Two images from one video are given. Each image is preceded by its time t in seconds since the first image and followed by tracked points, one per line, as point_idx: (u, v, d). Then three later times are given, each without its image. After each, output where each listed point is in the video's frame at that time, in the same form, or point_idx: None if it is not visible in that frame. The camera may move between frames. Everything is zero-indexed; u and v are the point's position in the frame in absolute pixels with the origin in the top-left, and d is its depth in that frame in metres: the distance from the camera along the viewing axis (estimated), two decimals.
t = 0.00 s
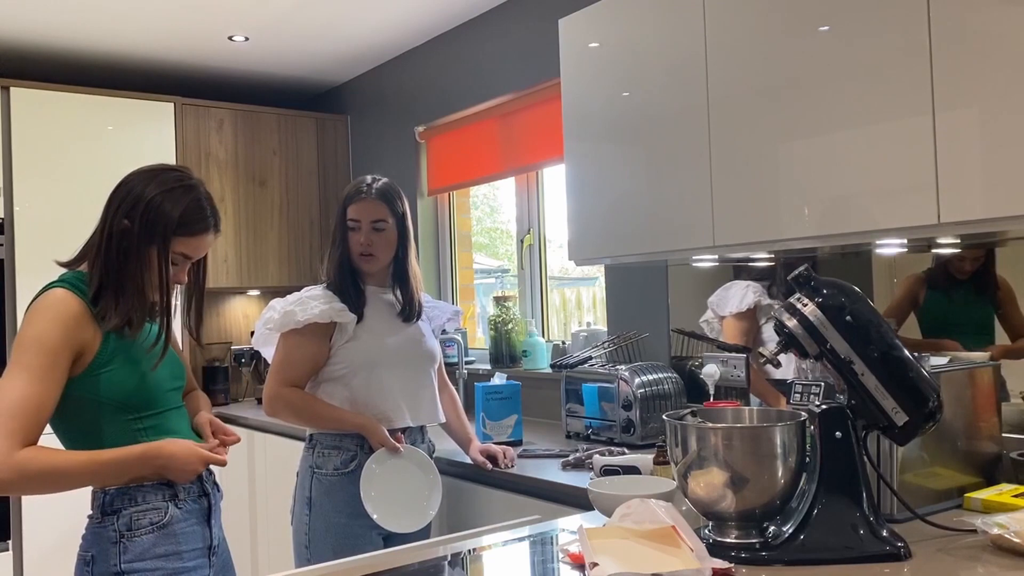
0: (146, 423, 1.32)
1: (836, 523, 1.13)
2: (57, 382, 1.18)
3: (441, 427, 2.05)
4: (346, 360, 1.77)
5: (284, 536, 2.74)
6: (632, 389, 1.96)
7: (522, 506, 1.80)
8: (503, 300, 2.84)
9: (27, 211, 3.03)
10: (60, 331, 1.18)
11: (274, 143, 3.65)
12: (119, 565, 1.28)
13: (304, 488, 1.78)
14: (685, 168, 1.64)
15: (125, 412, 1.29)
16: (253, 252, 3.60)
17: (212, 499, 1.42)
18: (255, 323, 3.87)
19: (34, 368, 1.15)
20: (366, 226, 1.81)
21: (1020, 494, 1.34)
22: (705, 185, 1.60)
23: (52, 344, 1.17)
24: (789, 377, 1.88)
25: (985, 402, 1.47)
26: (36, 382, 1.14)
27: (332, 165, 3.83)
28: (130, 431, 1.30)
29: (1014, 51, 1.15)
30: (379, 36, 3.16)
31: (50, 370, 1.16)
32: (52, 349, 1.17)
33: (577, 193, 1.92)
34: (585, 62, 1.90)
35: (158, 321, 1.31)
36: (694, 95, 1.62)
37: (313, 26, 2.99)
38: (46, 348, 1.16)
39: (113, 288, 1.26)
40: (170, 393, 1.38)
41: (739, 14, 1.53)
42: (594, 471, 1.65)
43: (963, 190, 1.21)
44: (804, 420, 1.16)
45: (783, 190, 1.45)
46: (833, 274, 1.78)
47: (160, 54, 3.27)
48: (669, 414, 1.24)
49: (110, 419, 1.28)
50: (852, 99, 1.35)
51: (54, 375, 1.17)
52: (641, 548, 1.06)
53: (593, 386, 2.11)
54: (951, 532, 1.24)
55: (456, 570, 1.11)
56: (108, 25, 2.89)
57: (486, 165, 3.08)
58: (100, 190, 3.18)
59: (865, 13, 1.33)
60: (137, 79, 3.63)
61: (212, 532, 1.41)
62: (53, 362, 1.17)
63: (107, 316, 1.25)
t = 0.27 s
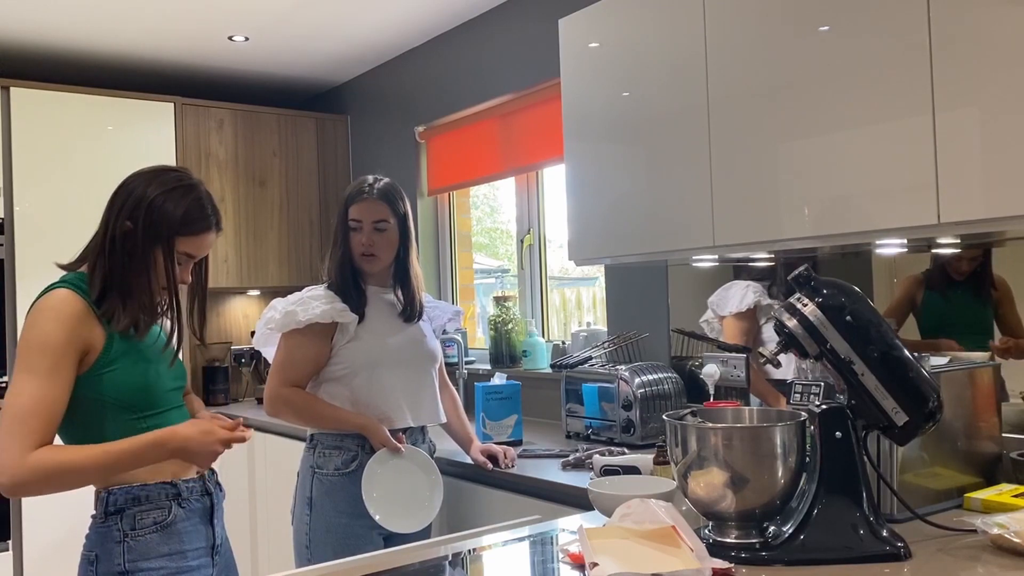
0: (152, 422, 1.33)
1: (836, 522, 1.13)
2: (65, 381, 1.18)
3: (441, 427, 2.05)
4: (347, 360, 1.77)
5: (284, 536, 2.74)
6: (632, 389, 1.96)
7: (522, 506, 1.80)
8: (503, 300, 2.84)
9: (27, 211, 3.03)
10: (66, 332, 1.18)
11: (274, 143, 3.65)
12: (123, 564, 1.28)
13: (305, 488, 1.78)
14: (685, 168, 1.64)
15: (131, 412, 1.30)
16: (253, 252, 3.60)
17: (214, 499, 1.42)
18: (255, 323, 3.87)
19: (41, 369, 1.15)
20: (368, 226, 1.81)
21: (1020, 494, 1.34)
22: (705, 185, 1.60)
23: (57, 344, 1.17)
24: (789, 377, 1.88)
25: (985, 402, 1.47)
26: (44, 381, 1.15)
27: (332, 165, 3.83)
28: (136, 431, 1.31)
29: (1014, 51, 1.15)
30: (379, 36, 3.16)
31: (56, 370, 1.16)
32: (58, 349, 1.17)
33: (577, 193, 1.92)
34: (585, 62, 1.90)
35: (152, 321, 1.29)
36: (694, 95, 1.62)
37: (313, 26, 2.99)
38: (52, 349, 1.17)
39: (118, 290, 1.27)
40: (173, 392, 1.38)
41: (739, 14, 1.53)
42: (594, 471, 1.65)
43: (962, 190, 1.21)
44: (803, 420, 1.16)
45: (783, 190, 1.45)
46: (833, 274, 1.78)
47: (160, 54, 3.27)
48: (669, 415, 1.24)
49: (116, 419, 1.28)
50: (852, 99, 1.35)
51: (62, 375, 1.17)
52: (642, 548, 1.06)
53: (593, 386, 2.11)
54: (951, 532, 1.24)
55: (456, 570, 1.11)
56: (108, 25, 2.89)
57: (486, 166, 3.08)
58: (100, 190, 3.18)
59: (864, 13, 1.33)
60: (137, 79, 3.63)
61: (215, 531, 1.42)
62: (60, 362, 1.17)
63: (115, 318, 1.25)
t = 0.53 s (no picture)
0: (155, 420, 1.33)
1: (837, 522, 1.13)
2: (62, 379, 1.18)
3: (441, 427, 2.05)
4: (347, 360, 1.77)
5: (284, 536, 2.74)
6: (632, 389, 1.96)
7: (523, 507, 1.80)
8: (503, 300, 2.84)
9: (27, 211, 3.03)
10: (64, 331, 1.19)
11: (274, 143, 3.65)
12: (128, 565, 1.28)
13: (306, 488, 1.78)
14: (685, 168, 1.64)
15: (134, 409, 1.30)
16: (253, 252, 3.60)
17: (221, 499, 1.42)
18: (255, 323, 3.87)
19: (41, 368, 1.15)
20: (369, 227, 1.81)
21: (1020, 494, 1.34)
22: (705, 185, 1.60)
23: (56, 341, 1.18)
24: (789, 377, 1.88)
25: (985, 402, 1.47)
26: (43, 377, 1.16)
27: (332, 166, 3.83)
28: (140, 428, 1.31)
29: (1014, 51, 1.15)
30: (379, 36, 3.16)
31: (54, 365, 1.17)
32: (55, 346, 1.17)
33: (577, 192, 1.92)
34: (585, 62, 1.90)
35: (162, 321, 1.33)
36: (694, 95, 1.62)
37: (313, 26, 2.99)
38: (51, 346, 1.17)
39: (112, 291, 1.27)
40: (177, 390, 1.38)
41: (739, 14, 1.53)
42: (594, 471, 1.65)
43: (962, 190, 1.21)
44: (804, 420, 1.16)
45: (783, 190, 1.45)
46: (833, 274, 1.78)
47: (160, 54, 3.27)
48: (669, 415, 1.24)
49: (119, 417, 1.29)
50: (852, 99, 1.35)
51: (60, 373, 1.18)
52: (642, 548, 1.06)
53: (593, 386, 2.11)
54: (951, 532, 1.24)
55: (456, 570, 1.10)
56: (108, 24, 2.89)
57: (486, 165, 3.08)
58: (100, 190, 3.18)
59: (864, 13, 1.33)
60: (137, 79, 3.63)
61: (221, 532, 1.41)
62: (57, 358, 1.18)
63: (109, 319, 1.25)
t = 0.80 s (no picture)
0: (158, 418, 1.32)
1: (836, 522, 1.13)
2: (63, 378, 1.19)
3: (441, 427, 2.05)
4: (347, 359, 1.77)
5: (284, 536, 2.74)
6: (632, 389, 1.96)
7: (523, 507, 1.80)
8: (503, 300, 2.84)
9: (27, 211, 3.03)
10: (63, 330, 1.19)
11: (274, 143, 3.65)
12: (131, 565, 1.29)
13: (306, 488, 1.78)
14: (684, 167, 1.64)
15: (137, 407, 1.30)
16: (253, 252, 3.60)
17: (226, 501, 1.42)
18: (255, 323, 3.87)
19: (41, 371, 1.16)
20: (369, 227, 1.81)
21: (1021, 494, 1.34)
22: (705, 186, 1.60)
23: (53, 343, 1.17)
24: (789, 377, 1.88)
25: (985, 402, 1.47)
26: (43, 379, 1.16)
27: (332, 166, 3.83)
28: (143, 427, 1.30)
29: (1014, 51, 1.15)
30: (379, 36, 3.16)
31: (54, 365, 1.17)
32: (53, 346, 1.17)
33: (577, 192, 1.92)
34: (585, 62, 1.90)
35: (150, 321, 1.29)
36: (694, 95, 1.62)
37: (313, 26, 2.99)
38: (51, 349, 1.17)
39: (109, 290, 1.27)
40: (179, 388, 1.38)
41: (739, 14, 1.53)
42: (594, 471, 1.65)
43: (962, 190, 1.21)
44: (804, 420, 1.16)
45: (783, 190, 1.45)
46: (833, 274, 1.78)
47: (160, 54, 3.27)
48: (669, 415, 1.24)
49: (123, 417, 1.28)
50: (851, 99, 1.35)
51: (60, 374, 1.18)
52: (642, 548, 1.06)
53: (593, 386, 2.11)
54: (951, 532, 1.24)
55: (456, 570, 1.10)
56: (108, 24, 2.89)
57: (486, 165, 3.08)
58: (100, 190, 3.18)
59: (864, 13, 1.33)
60: (137, 79, 3.63)
61: (225, 535, 1.41)
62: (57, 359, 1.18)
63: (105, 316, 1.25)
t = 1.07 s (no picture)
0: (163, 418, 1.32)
1: (837, 522, 1.13)
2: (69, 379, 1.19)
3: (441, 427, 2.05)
4: (348, 359, 1.77)
5: (284, 535, 2.74)
6: (632, 389, 1.96)
7: (522, 507, 1.80)
8: (503, 300, 2.84)
9: (27, 211, 3.03)
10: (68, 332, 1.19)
11: (274, 143, 3.65)
12: (136, 565, 1.28)
13: (306, 488, 1.78)
14: (684, 167, 1.64)
15: (142, 407, 1.30)
16: (253, 252, 3.60)
17: (231, 501, 1.42)
18: (255, 323, 3.87)
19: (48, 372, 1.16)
20: (370, 227, 1.81)
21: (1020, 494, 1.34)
22: (705, 186, 1.60)
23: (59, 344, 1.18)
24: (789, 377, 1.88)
25: (985, 402, 1.47)
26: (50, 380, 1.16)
27: (332, 166, 3.83)
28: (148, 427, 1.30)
29: (1014, 51, 1.15)
30: (379, 36, 3.16)
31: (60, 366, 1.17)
32: (58, 347, 1.17)
33: (577, 193, 1.92)
34: (585, 62, 1.90)
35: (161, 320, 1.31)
36: (694, 95, 1.62)
37: (313, 26, 2.99)
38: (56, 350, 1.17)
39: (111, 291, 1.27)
40: (184, 387, 1.38)
41: (738, 14, 1.53)
42: (594, 471, 1.65)
43: (962, 190, 1.21)
44: (803, 420, 1.16)
45: (783, 190, 1.45)
46: (832, 274, 1.78)
47: (159, 54, 3.27)
48: (669, 414, 1.24)
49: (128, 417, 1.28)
50: (851, 99, 1.35)
51: (67, 375, 1.18)
52: (642, 548, 1.06)
53: (593, 386, 2.11)
54: (951, 532, 1.24)
55: (456, 570, 1.10)
56: (108, 24, 2.89)
57: (486, 165, 3.08)
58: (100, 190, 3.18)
59: (864, 12, 1.33)
60: (137, 79, 3.63)
61: (230, 535, 1.41)
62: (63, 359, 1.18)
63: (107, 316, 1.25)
